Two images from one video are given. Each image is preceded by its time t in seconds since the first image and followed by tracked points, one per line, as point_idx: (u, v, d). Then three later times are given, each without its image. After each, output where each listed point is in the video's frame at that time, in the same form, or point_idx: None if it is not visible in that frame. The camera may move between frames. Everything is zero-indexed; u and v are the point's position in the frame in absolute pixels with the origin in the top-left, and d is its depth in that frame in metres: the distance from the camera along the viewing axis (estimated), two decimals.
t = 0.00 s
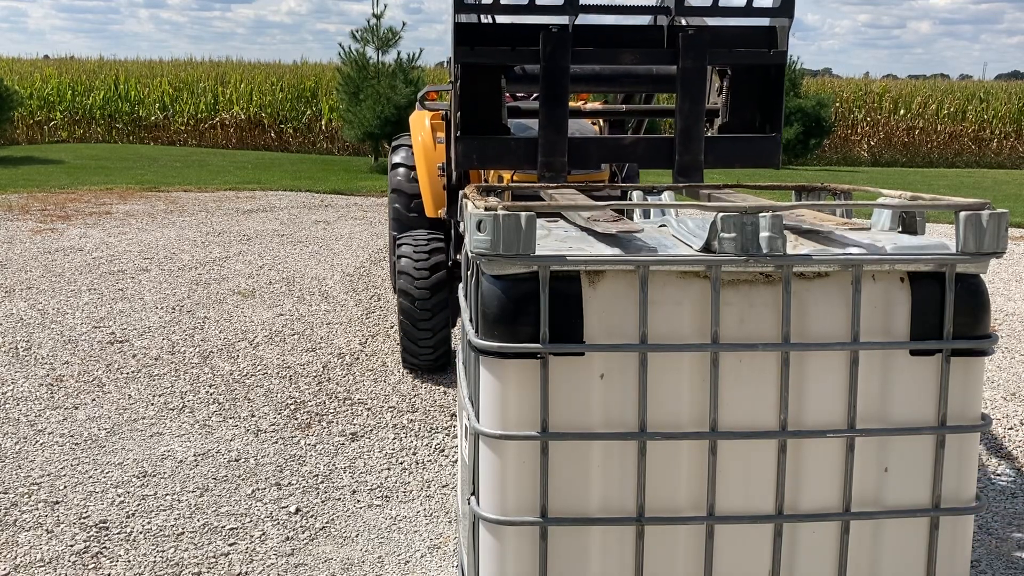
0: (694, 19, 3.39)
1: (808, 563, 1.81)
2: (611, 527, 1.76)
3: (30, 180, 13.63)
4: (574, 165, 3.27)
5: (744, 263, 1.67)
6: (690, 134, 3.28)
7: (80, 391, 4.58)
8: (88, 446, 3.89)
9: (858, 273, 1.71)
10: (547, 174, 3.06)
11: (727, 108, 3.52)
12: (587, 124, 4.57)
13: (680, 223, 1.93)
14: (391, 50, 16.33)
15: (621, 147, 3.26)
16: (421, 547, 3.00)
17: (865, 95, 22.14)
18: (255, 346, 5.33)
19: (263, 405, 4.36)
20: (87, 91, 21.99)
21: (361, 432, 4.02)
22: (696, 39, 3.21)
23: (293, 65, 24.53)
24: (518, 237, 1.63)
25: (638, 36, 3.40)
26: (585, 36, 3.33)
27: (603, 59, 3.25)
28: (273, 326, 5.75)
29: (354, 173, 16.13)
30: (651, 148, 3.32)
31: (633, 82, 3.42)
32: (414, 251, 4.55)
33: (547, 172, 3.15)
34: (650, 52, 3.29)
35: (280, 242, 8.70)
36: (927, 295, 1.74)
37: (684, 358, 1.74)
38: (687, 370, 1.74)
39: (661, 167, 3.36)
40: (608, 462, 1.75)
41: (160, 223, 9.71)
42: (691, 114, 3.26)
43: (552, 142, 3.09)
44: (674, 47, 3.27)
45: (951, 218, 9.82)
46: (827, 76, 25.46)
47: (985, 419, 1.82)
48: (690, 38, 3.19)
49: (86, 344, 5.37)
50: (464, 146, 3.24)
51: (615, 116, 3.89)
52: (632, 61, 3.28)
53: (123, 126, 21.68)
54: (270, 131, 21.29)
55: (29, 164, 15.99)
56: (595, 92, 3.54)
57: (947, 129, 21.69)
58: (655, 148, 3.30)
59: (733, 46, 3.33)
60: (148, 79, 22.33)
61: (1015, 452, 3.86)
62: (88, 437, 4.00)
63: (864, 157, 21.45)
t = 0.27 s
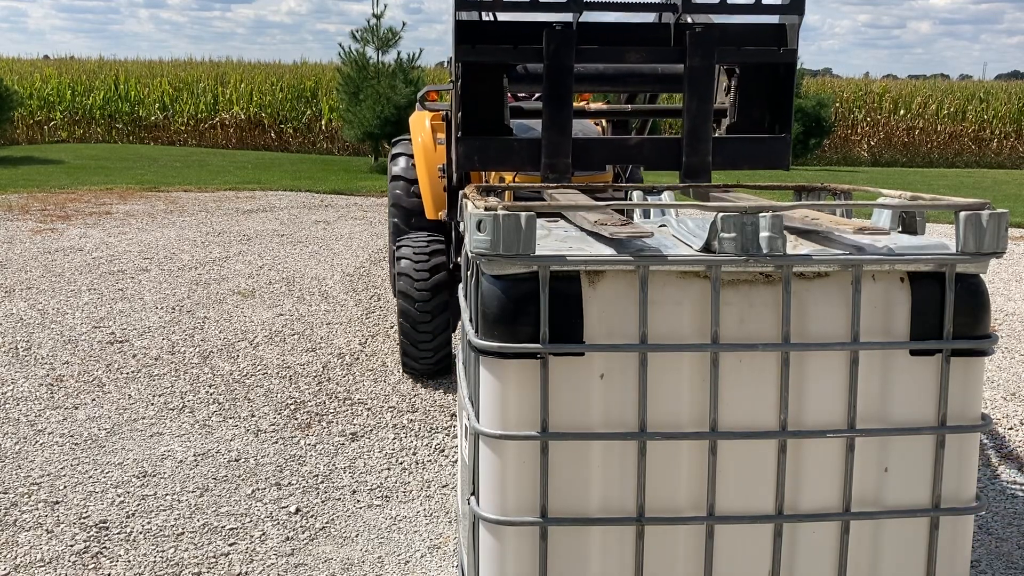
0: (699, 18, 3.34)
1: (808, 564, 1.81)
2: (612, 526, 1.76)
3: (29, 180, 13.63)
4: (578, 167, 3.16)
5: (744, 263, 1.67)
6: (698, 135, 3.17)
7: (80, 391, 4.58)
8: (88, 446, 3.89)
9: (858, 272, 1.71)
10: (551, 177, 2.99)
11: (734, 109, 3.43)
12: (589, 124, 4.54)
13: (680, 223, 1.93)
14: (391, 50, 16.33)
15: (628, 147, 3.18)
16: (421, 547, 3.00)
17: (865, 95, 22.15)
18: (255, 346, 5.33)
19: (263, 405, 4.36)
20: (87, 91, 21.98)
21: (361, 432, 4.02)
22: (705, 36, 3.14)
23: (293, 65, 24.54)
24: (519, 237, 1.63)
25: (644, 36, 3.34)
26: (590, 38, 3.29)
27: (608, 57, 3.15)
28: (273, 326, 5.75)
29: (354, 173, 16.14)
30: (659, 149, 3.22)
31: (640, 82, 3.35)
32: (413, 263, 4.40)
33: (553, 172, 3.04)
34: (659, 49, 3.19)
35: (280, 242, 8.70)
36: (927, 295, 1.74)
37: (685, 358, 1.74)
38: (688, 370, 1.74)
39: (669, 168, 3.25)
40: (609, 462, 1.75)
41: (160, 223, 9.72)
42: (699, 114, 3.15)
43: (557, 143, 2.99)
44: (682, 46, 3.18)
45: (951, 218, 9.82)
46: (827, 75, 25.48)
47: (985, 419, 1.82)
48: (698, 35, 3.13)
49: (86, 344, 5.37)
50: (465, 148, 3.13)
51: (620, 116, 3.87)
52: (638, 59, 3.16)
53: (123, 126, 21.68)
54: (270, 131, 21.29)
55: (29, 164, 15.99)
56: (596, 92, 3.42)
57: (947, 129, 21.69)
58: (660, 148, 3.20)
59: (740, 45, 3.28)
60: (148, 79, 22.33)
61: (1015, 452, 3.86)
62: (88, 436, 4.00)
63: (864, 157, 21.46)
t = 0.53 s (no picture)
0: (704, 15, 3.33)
1: (808, 563, 1.81)
2: (612, 526, 1.76)
3: (30, 180, 13.64)
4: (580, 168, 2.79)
5: (744, 263, 1.67)
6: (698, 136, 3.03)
7: (80, 391, 4.58)
8: (88, 446, 3.89)
9: (858, 272, 1.71)
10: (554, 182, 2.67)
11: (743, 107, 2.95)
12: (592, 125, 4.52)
13: (680, 223, 1.93)
14: (391, 50, 16.32)
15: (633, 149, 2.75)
16: (421, 547, 3.00)
17: (865, 95, 22.14)
18: (255, 346, 5.33)
19: (263, 405, 4.36)
20: (87, 91, 21.98)
21: (361, 432, 4.02)
22: (711, 34, 2.70)
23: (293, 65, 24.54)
24: (518, 237, 1.63)
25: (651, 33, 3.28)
26: (591, 30, 2.73)
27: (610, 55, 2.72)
28: (273, 326, 5.75)
29: (354, 173, 16.14)
30: (665, 149, 2.79)
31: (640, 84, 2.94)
32: (412, 282, 4.29)
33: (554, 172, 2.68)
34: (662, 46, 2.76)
35: (280, 242, 8.70)
36: (927, 295, 1.74)
37: (684, 358, 1.74)
38: (688, 370, 1.74)
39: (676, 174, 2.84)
40: (608, 462, 1.75)
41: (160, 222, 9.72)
42: (706, 112, 2.73)
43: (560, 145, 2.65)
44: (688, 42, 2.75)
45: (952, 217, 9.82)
46: (827, 75, 25.48)
47: (985, 419, 1.82)
48: (705, 31, 2.68)
49: (86, 344, 5.37)
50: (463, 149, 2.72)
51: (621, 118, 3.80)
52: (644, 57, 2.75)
53: (123, 126, 21.68)
54: (270, 131, 21.30)
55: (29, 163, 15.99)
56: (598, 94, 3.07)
57: (947, 129, 21.69)
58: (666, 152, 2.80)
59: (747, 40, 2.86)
60: (148, 79, 22.33)
61: (1015, 453, 3.86)
62: (88, 436, 4.00)
63: (864, 157, 21.46)
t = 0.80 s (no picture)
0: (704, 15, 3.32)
1: (808, 564, 1.81)
2: (612, 526, 1.76)
3: (29, 180, 13.64)
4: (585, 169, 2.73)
5: (744, 263, 1.67)
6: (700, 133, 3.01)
7: (80, 391, 4.58)
8: (88, 446, 3.89)
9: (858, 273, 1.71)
10: (558, 183, 2.63)
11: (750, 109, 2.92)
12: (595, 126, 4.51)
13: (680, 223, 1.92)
14: (391, 50, 16.33)
15: (637, 150, 2.70)
16: (421, 547, 3.00)
17: (865, 95, 22.14)
18: (255, 346, 5.33)
19: (263, 405, 4.36)
20: (87, 91, 21.98)
21: (361, 432, 4.02)
22: (721, 30, 2.61)
23: (293, 65, 24.54)
24: (519, 237, 1.63)
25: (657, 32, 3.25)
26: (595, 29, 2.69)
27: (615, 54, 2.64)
28: (273, 326, 5.75)
29: (354, 173, 16.14)
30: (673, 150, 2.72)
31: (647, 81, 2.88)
32: (412, 302, 4.24)
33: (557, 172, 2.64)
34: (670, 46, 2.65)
35: (280, 242, 8.70)
36: (927, 295, 1.74)
37: (684, 358, 1.74)
38: (688, 370, 1.74)
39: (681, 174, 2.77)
40: (608, 462, 1.75)
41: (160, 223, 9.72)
42: (714, 113, 2.65)
43: (564, 146, 2.61)
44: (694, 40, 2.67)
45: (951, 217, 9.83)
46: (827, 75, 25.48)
47: (985, 419, 1.82)
48: (712, 30, 2.59)
49: (86, 344, 5.37)
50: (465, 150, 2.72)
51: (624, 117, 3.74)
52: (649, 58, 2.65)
53: (123, 126, 21.68)
54: (270, 131, 21.31)
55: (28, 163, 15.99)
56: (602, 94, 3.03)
57: (947, 129, 21.69)
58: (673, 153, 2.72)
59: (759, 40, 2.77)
60: (148, 79, 22.33)
61: (1015, 452, 3.86)
62: (88, 436, 4.00)
63: (864, 157, 21.47)
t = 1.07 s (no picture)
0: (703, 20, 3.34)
1: (808, 564, 1.81)
2: (612, 526, 1.76)
3: (29, 180, 13.64)
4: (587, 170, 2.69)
5: (744, 264, 1.67)
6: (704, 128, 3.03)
7: (79, 391, 4.58)
8: (88, 446, 3.89)
9: (858, 273, 1.71)
10: (558, 183, 2.59)
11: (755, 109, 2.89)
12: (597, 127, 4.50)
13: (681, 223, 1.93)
14: (391, 50, 16.33)
15: (640, 150, 2.67)
16: (421, 547, 3.00)
17: (865, 95, 22.14)
18: (255, 346, 5.33)
19: (263, 405, 4.36)
20: (87, 91, 21.97)
21: (361, 432, 4.02)
22: (726, 28, 2.55)
23: (293, 65, 24.55)
24: (519, 237, 1.63)
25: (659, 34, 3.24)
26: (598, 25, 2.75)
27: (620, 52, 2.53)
28: (273, 326, 5.75)
29: (354, 173, 16.14)
30: (678, 151, 2.68)
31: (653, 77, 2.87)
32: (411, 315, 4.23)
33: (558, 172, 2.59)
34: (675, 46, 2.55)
35: (280, 242, 8.71)
36: (928, 295, 1.74)
37: (684, 358, 1.73)
38: (688, 371, 1.74)
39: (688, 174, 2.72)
40: (609, 462, 1.75)
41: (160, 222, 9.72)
42: (719, 113, 2.60)
43: (566, 146, 2.56)
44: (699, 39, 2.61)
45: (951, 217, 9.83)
46: (827, 75, 25.49)
47: (985, 419, 1.82)
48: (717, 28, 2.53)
49: (86, 344, 5.37)
50: (466, 148, 2.66)
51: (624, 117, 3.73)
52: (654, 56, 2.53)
53: (123, 126, 21.68)
54: (270, 131, 21.30)
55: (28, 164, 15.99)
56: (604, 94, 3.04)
57: (947, 129, 21.69)
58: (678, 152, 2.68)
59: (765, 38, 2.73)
60: (148, 79, 22.32)
61: (1015, 452, 3.86)
62: (88, 437, 4.00)
63: (864, 157, 21.47)
